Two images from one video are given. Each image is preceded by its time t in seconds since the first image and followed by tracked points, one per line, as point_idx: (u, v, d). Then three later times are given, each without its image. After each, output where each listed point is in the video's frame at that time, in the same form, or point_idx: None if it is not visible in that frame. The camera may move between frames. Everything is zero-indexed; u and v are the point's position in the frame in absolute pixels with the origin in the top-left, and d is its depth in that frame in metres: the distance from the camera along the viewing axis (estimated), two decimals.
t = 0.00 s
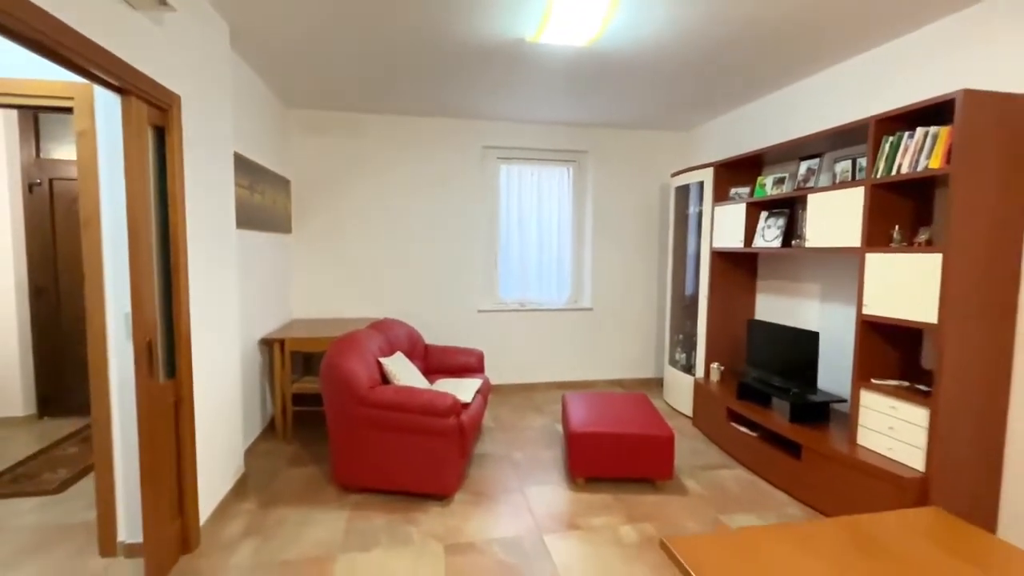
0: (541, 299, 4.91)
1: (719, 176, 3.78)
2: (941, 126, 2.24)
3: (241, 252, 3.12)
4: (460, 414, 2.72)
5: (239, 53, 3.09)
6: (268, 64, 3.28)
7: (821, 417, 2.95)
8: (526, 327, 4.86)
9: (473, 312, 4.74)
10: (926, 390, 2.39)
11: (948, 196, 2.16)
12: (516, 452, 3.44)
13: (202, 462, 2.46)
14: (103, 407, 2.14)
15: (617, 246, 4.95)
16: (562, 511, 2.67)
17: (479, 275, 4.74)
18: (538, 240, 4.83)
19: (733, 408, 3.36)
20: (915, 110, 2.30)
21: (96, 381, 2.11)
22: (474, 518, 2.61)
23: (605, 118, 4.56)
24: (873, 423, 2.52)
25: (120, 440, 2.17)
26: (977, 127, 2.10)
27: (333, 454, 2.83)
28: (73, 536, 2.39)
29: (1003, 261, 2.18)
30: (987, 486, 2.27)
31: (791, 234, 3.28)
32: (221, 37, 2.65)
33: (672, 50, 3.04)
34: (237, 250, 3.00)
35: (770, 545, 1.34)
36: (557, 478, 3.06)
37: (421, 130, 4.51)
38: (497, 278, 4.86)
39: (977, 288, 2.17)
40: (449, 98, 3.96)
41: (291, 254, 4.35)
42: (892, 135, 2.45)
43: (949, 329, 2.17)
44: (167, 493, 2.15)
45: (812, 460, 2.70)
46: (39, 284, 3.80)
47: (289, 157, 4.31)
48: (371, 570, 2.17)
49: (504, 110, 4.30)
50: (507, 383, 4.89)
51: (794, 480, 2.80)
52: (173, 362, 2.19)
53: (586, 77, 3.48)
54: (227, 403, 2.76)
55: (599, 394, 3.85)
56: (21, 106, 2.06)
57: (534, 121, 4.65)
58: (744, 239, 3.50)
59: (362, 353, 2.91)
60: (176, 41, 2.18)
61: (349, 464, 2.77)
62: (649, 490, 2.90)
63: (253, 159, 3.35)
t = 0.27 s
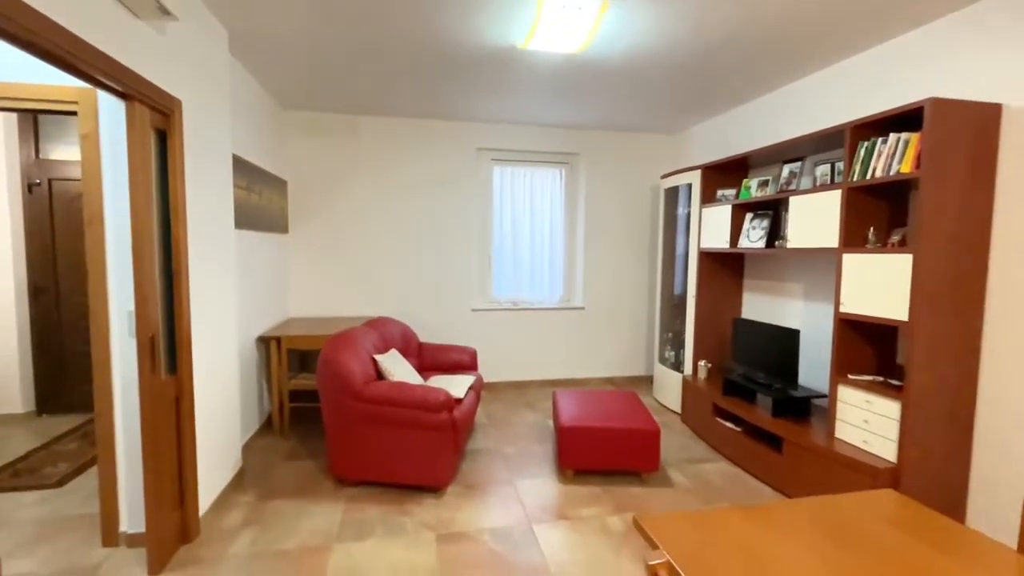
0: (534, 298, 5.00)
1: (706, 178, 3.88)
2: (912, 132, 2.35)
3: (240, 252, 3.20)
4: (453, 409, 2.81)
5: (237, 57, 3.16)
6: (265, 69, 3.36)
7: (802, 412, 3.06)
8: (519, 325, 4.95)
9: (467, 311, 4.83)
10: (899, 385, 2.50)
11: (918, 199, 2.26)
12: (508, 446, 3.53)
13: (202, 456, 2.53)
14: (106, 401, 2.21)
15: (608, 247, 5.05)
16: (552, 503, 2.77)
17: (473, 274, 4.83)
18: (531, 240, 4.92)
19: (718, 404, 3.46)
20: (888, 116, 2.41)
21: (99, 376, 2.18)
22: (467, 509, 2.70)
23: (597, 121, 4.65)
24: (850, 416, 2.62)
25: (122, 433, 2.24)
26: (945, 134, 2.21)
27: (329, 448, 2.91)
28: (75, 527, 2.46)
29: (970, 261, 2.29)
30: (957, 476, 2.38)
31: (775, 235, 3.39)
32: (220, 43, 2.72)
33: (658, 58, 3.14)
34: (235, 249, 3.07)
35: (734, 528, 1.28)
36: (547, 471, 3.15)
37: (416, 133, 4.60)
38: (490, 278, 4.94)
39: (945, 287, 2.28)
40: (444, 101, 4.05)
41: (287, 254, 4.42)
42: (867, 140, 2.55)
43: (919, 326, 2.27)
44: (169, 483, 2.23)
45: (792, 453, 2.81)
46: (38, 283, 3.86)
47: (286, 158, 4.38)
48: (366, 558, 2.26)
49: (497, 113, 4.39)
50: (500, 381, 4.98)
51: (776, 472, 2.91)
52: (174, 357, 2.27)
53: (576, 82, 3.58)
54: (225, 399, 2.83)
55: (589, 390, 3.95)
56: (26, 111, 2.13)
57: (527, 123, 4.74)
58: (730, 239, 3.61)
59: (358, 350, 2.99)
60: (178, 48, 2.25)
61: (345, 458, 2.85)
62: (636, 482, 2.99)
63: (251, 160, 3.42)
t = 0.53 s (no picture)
0: (526, 299, 5.06)
1: (696, 181, 3.96)
2: (891, 139, 2.43)
3: (235, 253, 3.23)
4: (446, 408, 2.86)
5: (233, 61, 3.20)
6: (261, 72, 3.40)
7: (787, 409, 3.14)
8: (511, 325, 5.00)
9: (460, 312, 4.88)
10: (879, 383, 2.58)
11: (897, 203, 2.35)
12: (501, 445, 3.58)
13: (199, 455, 2.57)
14: (105, 401, 2.24)
15: (600, 248, 5.12)
16: (543, 499, 2.83)
17: (467, 275, 4.88)
18: (524, 241, 4.98)
19: (706, 402, 3.54)
20: (869, 123, 2.49)
21: (98, 376, 2.22)
22: (460, 505, 2.76)
23: (589, 125, 4.72)
24: (832, 413, 2.70)
25: (120, 432, 2.28)
26: (921, 141, 2.29)
27: (325, 447, 2.95)
28: (72, 525, 2.49)
29: (947, 263, 2.38)
30: (934, 470, 2.47)
31: (761, 237, 3.47)
32: (217, 47, 2.76)
33: (648, 64, 3.21)
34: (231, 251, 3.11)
35: (714, 516, 1.36)
36: (539, 469, 3.21)
37: (410, 135, 4.64)
38: (484, 279, 5.00)
39: (923, 287, 2.36)
40: (437, 104, 4.10)
41: (282, 255, 4.45)
42: (849, 146, 2.64)
43: (897, 326, 2.35)
44: (168, 480, 2.26)
45: (777, 449, 2.88)
46: (32, 284, 3.87)
47: (280, 160, 4.41)
48: (361, 553, 2.30)
49: (490, 116, 4.44)
50: (493, 380, 5.03)
51: (761, 468, 2.98)
52: (172, 358, 2.30)
53: (568, 86, 3.64)
54: (221, 399, 2.87)
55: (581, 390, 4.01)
56: (24, 114, 2.16)
57: (519, 126, 4.80)
58: (719, 241, 3.68)
59: (352, 349, 3.03)
60: (177, 53, 2.29)
61: (340, 456, 2.90)
62: (626, 479, 3.06)
63: (246, 162, 3.45)
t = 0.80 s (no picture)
0: (518, 300, 5.09)
1: (685, 184, 4.03)
2: (873, 145, 2.50)
3: (227, 254, 3.23)
4: (439, 409, 2.88)
5: (224, 63, 3.20)
6: (252, 74, 3.40)
7: (773, 409, 3.20)
8: (503, 326, 5.04)
9: (452, 313, 4.91)
10: (861, 382, 2.65)
11: (878, 207, 2.42)
12: (493, 445, 3.62)
13: (191, 457, 2.57)
14: (96, 404, 2.24)
15: (590, 250, 5.17)
16: (535, 498, 2.87)
17: (459, 277, 4.90)
18: (515, 243, 5.01)
19: (695, 402, 3.60)
20: (851, 129, 2.56)
21: (89, 380, 2.21)
22: (453, 505, 2.79)
23: (580, 128, 4.77)
24: (817, 412, 2.77)
25: (112, 434, 2.28)
26: (901, 147, 2.37)
27: (317, 448, 2.96)
28: (63, 528, 2.48)
29: (926, 265, 2.45)
30: (915, 466, 2.54)
31: (748, 239, 3.53)
32: (209, 50, 2.76)
33: (637, 70, 3.26)
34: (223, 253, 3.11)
35: (702, 512, 1.41)
36: (531, 468, 3.24)
37: (402, 137, 4.66)
38: (476, 280, 5.03)
39: (903, 289, 2.43)
40: (430, 107, 4.12)
41: (274, 256, 4.45)
42: (832, 151, 2.70)
43: (879, 327, 2.42)
44: (160, 482, 2.27)
45: (763, 447, 2.95)
46: (19, 286, 3.84)
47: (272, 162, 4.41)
48: (355, 553, 2.33)
49: (482, 118, 4.47)
50: (485, 381, 5.06)
51: (748, 466, 3.05)
52: (165, 362, 2.30)
53: (559, 90, 3.68)
54: (214, 401, 2.87)
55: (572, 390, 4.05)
56: (16, 116, 2.16)
57: (511, 129, 4.84)
58: (707, 244, 3.75)
59: (345, 351, 3.05)
60: (170, 57, 2.30)
61: (333, 457, 2.91)
62: (616, 478, 3.11)
63: (238, 164, 3.46)
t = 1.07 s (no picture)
0: (507, 301, 5.11)
1: (672, 186, 4.08)
2: (854, 149, 2.57)
3: (214, 256, 3.19)
4: (430, 410, 2.88)
5: (211, 63, 3.16)
6: (239, 74, 3.37)
7: (759, 407, 3.26)
8: (492, 327, 5.05)
9: (441, 314, 4.91)
10: (844, 380, 2.72)
11: (859, 209, 2.48)
12: (483, 446, 3.63)
13: (179, 461, 2.54)
14: (81, 409, 2.20)
15: (579, 251, 5.21)
16: (526, 498, 2.88)
17: (448, 278, 4.91)
18: (504, 244, 5.03)
19: (683, 400, 3.65)
20: (833, 133, 2.62)
21: (74, 383, 2.18)
22: (444, 506, 2.79)
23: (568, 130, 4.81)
24: (801, 409, 2.83)
25: (98, 439, 2.24)
26: (881, 151, 2.44)
27: (307, 450, 2.94)
28: (47, 535, 2.43)
29: (905, 266, 2.53)
30: (895, 462, 2.61)
31: (734, 241, 3.60)
32: (196, 49, 2.73)
33: (625, 73, 3.30)
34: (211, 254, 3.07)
35: (695, 506, 1.44)
36: (522, 469, 3.26)
37: (390, 139, 4.65)
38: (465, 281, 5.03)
39: (883, 289, 2.50)
40: (419, 108, 4.12)
41: (261, 258, 4.41)
42: (815, 154, 2.77)
43: (860, 326, 2.49)
44: (148, 486, 2.24)
45: (750, 445, 3.00)
46: None
47: (259, 162, 4.37)
48: (346, 556, 2.32)
49: (471, 120, 4.48)
50: (474, 382, 5.06)
51: (735, 463, 3.10)
52: (153, 364, 2.27)
53: (548, 93, 3.71)
54: (201, 404, 2.84)
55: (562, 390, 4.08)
56: None
57: (500, 130, 4.85)
58: (694, 245, 3.81)
59: (335, 353, 3.03)
60: (158, 56, 2.28)
61: (323, 460, 2.89)
62: (606, 477, 3.14)
63: (225, 165, 3.42)
